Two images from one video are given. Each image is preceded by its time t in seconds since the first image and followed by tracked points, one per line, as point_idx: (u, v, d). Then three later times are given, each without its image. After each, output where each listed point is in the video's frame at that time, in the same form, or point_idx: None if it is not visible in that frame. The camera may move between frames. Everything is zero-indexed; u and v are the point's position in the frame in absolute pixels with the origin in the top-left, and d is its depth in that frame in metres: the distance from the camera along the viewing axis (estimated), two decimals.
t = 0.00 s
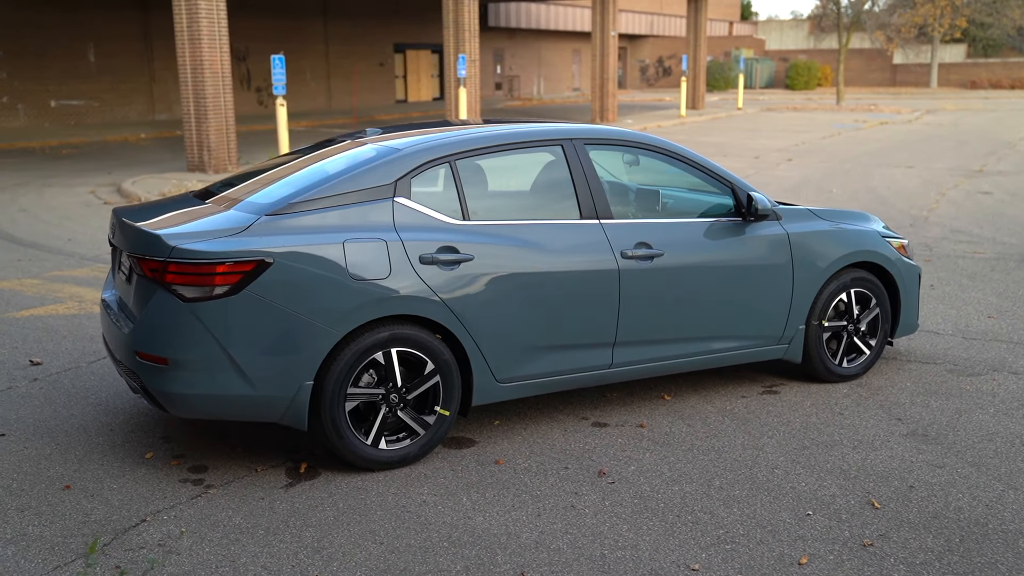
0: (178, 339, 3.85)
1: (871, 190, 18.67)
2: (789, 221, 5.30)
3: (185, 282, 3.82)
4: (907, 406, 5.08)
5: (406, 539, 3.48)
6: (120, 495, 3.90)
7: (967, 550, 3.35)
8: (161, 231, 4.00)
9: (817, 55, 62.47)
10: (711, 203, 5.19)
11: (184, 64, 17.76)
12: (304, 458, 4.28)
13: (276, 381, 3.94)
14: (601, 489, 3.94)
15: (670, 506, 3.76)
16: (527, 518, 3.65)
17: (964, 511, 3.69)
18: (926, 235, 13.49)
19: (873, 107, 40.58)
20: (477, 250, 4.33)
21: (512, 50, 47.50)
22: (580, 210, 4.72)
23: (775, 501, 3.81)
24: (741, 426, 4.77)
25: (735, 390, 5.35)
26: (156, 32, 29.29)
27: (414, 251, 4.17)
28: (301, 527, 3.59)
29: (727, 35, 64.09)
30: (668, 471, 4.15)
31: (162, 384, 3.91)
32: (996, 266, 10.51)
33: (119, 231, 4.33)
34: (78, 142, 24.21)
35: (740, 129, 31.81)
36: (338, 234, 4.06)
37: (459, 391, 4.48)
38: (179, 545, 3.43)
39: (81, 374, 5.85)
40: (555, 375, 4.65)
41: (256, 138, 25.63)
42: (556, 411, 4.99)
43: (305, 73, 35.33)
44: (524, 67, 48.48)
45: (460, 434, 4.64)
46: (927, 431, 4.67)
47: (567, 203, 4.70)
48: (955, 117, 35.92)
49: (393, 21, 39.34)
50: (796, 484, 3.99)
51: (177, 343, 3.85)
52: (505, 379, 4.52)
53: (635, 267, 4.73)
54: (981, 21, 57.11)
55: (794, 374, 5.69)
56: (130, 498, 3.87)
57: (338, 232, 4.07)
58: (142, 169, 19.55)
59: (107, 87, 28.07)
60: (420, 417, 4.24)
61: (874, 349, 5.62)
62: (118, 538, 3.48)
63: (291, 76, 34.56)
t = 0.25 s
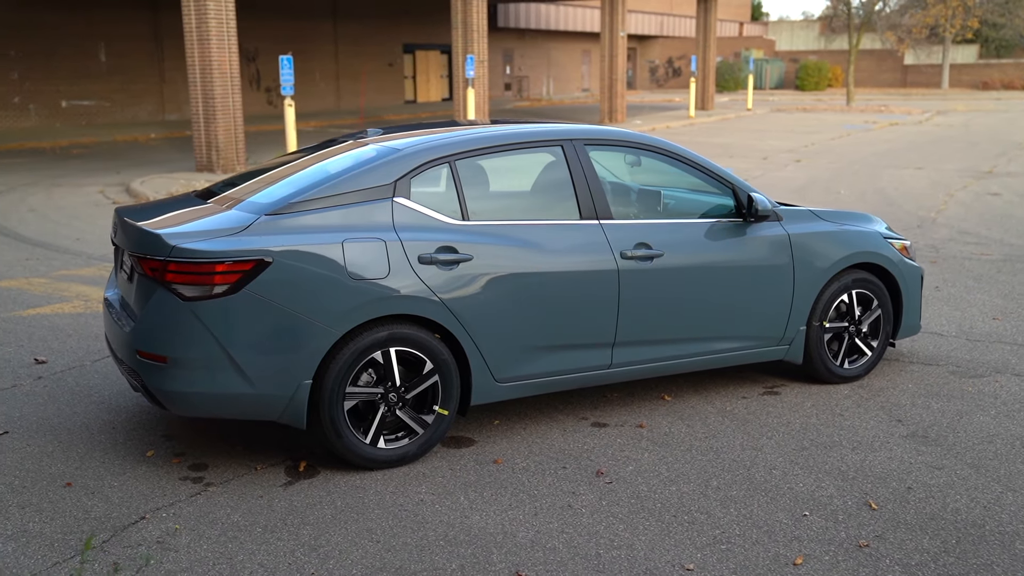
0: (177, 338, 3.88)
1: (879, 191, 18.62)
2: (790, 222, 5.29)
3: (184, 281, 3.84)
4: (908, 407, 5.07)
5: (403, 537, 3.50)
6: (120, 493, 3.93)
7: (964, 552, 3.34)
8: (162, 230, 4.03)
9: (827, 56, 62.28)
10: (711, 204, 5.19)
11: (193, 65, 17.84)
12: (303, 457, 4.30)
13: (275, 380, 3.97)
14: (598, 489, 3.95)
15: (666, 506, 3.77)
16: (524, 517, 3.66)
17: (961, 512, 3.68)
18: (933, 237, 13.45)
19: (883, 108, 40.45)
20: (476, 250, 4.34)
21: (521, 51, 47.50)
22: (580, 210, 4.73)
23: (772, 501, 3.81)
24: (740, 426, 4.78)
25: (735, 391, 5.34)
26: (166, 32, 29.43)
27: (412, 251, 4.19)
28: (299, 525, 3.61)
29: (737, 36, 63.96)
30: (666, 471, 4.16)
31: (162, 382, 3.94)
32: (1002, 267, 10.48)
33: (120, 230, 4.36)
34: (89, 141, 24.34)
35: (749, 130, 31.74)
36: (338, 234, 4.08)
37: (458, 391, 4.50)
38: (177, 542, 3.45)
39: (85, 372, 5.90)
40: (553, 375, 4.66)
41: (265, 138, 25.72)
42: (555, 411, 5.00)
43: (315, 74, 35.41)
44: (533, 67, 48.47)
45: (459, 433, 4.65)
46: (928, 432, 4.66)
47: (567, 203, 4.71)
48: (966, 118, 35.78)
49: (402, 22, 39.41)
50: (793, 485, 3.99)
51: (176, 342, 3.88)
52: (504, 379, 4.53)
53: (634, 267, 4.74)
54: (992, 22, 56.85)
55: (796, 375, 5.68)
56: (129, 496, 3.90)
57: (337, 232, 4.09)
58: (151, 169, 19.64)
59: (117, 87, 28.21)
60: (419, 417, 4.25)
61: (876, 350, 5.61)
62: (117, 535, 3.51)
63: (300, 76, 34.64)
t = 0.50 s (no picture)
0: (176, 337, 3.91)
1: (887, 191, 18.56)
2: (791, 223, 5.29)
3: (184, 280, 3.87)
4: (908, 408, 5.06)
5: (399, 536, 3.51)
6: (121, 491, 3.96)
7: (960, 552, 3.34)
8: (162, 229, 4.06)
9: (838, 56, 62.06)
10: (712, 204, 5.19)
11: (201, 66, 17.91)
12: (303, 456, 4.32)
13: (274, 379, 3.99)
14: (596, 488, 3.96)
15: (663, 506, 3.77)
16: (520, 516, 3.68)
17: (958, 513, 3.68)
18: (940, 237, 13.41)
19: (893, 109, 40.30)
20: (475, 250, 4.35)
21: (531, 51, 47.51)
22: (579, 210, 4.74)
23: (769, 501, 3.81)
24: (740, 426, 4.78)
25: (736, 392, 5.34)
26: (176, 34, 29.55)
27: (411, 251, 4.20)
28: (296, 524, 3.62)
29: (748, 36, 63.80)
30: (664, 470, 4.16)
31: (162, 381, 3.97)
32: (1009, 268, 10.45)
33: (121, 230, 4.39)
34: (99, 142, 24.48)
35: (758, 130, 31.67)
36: (336, 234, 4.10)
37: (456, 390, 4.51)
38: (175, 540, 3.48)
39: (89, 371, 5.94)
40: (552, 375, 4.67)
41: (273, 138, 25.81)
42: (555, 411, 5.01)
43: (325, 75, 35.50)
44: (542, 68, 48.48)
45: (458, 433, 4.66)
46: (927, 433, 4.65)
47: (566, 203, 4.72)
48: (977, 118, 35.61)
49: (412, 22, 39.47)
50: (791, 485, 3.98)
51: (176, 341, 3.91)
52: (503, 379, 4.54)
53: (634, 267, 4.74)
54: (1005, 21, 56.53)
55: (796, 375, 5.67)
56: (129, 494, 3.93)
57: (336, 232, 4.11)
58: (160, 170, 19.74)
59: (128, 88, 28.34)
60: (417, 416, 4.27)
61: (877, 350, 5.60)
62: (116, 532, 3.54)
63: (309, 77, 34.75)
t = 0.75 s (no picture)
0: (173, 336, 3.93)
1: (894, 192, 18.51)
2: (789, 223, 5.28)
3: (181, 280, 3.89)
4: (906, 409, 5.05)
5: (392, 534, 3.52)
6: (118, 488, 3.98)
7: (952, 553, 3.34)
8: (160, 229, 4.08)
9: (847, 57, 61.88)
10: (710, 205, 5.19)
11: (208, 66, 17.97)
12: (299, 455, 4.34)
13: (270, 378, 4.00)
14: (590, 488, 3.97)
15: (657, 506, 3.78)
16: (513, 516, 3.68)
17: (953, 514, 3.67)
18: (945, 239, 13.38)
19: (902, 110, 40.16)
20: (471, 249, 4.36)
21: (538, 52, 47.51)
22: (576, 210, 4.74)
23: (763, 501, 3.81)
24: (737, 426, 4.78)
25: (733, 392, 5.35)
26: (184, 34, 29.65)
27: (406, 251, 4.21)
28: (290, 522, 3.64)
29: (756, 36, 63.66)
30: (659, 470, 4.17)
31: (159, 379, 3.99)
32: (1014, 269, 10.41)
33: (120, 229, 4.41)
34: (108, 142, 24.57)
35: (765, 131, 31.60)
36: (333, 233, 4.11)
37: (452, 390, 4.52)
38: (169, 537, 3.50)
39: (90, 369, 5.97)
40: (549, 375, 4.68)
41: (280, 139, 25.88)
42: (552, 411, 5.02)
43: (332, 75, 35.56)
44: (550, 68, 48.46)
45: (455, 432, 4.67)
46: (924, 434, 4.65)
47: (562, 202, 4.73)
48: (986, 119, 35.47)
49: (419, 23, 39.50)
50: (785, 486, 3.98)
51: (172, 340, 3.93)
52: (499, 379, 4.55)
53: (630, 267, 4.74)
54: (1015, 22, 56.26)
55: (795, 376, 5.67)
56: (126, 491, 3.95)
57: (332, 231, 4.12)
58: (167, 170, 19.81)
59: (136, 88, 28.44)
60: (413, 415, 4.28)
61: (876, 352, 5.59)
62: (111, 530, 3.56)
63: (316, 77, 34.80)
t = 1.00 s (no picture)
0: (169, 335, 3.94)
1: (899, 193, 18.47)
2: (787, 224, 5.28)
3: (177, 278, 3.91)
4: (904, 410, 5.05)
5: (385, 533, 3.54)
6: (114, 486, 4.01)
7: (944, 553, 3.34)
8: (157, 228, 4.11)
9: (855, 57, 61.72)
10: (707, 205, 5.19)
11: (215, 66, 18.03)
12: (295, 453, 4.35)
13: (265, 376, 4.02)
14: (584, 487, 3.97)
15: (650, 506, 3.78)
16: (507, 515, 3.69)
17: (946, 515, 3.67)
18: (950, 239, 13.34)
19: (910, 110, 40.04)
20: (467, 249, 4.37)
21: (546, 52, 47.48)
22: (572, 210, 4.75)
23: (756, 502, 3.81)
24: (733, 427, 4.78)
25: (731, 392, 5.34)
26: (192, 34, 29.73)
27: (402, 250, 4.23)
28: (284, 520, 3.65)
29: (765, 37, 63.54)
30: (654, 470, 4.17)
31: (155, 378, 4.01)
32: (1018, 270, 10.39)
33: (117, 229, 4.43)
34: (115, 142, 24.66)
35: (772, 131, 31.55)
36: (328, 232, 4.12)
37: (448, 389, 4.53)
38: (164, 535, 3.52)
39: (91, 368, 6.00)
40: (545, 375, 4.68)
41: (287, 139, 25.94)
42: (549, 411, 5.03)
43: (340, 75, 35.62)
44: (558, 69, 48.44)
45: (451, 431, 4.69)
46: (921, 435, 4.64)
47: (558, 202, 4.73)
48: (995, 120, 35.35)
49: (427, 23, 39.54)
50: (779, 487, 3.98)
51: (169, 339, 3.95)
52: (495, 378, 4.56)
53: (627, 268, 4.75)
54: None
55: (793, 377, 5.67)
56: (122, 489, 3.97)
57: (328, 231, 4.14)
58: (173, 170, 19.87)
59: (144, 88, 28.53)
60: (409, 414, 4.30)
61: (875, 352, 5.58)
62: (107, 527, 3.58)
63: (323, 78, 34.86)
